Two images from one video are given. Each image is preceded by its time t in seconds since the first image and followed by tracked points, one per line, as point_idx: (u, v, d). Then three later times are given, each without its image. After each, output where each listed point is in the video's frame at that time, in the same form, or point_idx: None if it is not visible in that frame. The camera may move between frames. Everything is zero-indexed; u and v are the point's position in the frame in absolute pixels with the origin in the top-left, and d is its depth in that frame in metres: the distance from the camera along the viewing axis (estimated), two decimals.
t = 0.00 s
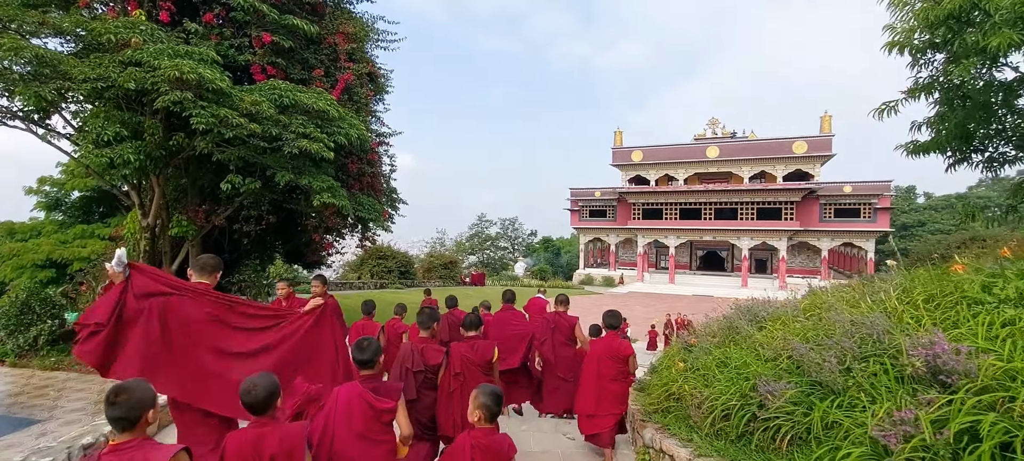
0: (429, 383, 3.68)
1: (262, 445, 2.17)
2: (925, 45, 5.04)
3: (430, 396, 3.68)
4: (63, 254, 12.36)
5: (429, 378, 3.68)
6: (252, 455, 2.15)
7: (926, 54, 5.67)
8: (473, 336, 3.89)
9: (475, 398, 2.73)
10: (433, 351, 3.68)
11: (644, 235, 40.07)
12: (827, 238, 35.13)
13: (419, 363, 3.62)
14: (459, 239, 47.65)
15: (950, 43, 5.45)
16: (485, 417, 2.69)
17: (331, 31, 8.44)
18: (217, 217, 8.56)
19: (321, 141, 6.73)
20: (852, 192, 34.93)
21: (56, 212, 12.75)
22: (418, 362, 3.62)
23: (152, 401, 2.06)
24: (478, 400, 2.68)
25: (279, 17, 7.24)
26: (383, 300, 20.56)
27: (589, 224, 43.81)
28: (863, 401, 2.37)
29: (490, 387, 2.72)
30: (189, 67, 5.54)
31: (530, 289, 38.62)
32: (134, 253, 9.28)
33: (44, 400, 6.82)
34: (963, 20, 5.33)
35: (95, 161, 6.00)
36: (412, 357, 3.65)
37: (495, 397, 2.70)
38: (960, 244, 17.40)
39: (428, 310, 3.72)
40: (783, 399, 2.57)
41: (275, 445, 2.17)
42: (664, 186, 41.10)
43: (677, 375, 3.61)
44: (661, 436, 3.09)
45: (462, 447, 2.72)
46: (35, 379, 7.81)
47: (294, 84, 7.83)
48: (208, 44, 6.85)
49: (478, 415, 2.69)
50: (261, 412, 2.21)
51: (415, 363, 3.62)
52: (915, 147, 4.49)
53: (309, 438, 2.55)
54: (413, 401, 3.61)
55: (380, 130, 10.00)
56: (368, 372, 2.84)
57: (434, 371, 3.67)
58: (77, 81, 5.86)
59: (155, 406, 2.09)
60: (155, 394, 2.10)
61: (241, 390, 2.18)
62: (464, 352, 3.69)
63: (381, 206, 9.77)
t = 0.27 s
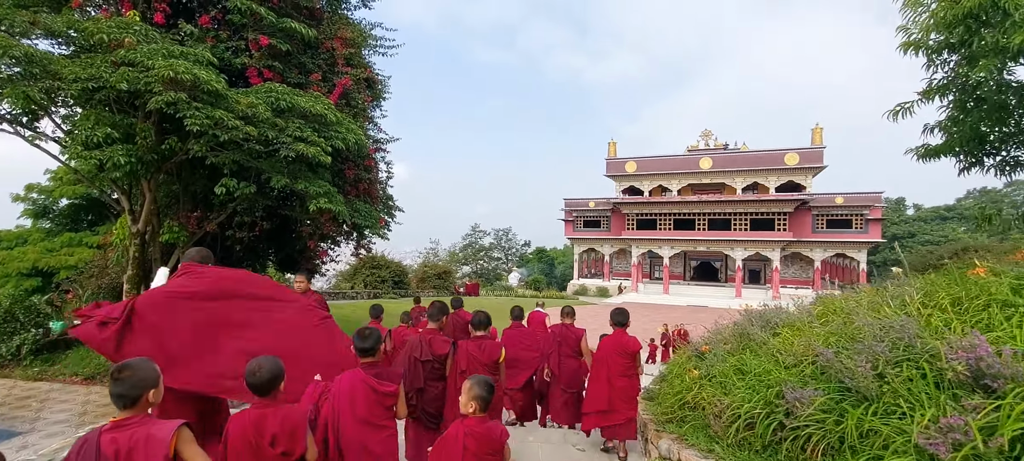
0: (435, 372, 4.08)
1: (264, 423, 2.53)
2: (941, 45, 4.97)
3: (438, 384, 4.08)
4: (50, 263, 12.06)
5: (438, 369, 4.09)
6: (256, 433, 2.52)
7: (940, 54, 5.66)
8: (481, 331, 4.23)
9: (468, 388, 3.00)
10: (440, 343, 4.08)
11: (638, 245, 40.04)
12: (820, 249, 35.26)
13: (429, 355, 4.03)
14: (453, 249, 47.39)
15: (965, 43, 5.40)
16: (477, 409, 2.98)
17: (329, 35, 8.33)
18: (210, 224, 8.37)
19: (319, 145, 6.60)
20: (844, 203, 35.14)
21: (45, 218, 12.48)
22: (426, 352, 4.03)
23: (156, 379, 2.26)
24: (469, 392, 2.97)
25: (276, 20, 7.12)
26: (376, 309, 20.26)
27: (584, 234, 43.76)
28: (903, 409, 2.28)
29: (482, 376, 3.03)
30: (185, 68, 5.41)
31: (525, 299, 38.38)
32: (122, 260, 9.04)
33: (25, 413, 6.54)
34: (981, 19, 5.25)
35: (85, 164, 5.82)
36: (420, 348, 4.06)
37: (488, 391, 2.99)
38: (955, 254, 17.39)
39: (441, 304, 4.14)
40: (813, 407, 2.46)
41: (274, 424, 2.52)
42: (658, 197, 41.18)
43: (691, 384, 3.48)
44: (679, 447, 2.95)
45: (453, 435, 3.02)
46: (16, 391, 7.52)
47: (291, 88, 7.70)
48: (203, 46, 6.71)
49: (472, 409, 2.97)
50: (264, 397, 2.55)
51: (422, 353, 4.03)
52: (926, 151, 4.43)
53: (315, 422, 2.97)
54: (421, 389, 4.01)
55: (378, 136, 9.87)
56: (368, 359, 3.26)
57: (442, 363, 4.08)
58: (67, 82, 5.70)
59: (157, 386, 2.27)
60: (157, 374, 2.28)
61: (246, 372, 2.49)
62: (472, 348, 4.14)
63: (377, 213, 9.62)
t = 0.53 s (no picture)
0: (432, 368, 4.07)
1: (251, 417, 2.43)
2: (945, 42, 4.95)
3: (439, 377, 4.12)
4: (24, 266, 11.61)
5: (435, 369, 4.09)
6: (243, 427, 2.41)
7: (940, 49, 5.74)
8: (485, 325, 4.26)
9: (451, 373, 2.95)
10: (437, 338, 4.06)
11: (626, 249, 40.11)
12: (804, 252, 35.66)
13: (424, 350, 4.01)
14: (441, 252, 47.03)
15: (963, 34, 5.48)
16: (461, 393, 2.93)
17: (318, 31, 8.14)
18: (193, 224, 8.09)
19: (309, 141, 6.42)
20: (827, 207, 35.58)
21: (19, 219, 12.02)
22: (423, 347, 4.03)
23: (166, 375, 2.20)
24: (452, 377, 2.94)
25: (264, 12, 6.91)
26: (362, 314, 19.91)
27: (571, 238, 43.73)
28: (934, 409, 2.20)
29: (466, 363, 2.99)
30: (170, 59, 5.20)
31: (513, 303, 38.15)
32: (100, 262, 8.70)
33: None
34: (991, 13, 5.23)
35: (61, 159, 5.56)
36: (418, 343, 4.06)
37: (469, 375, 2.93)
38: (936, 256, 17.61)
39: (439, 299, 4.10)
40: (835, 407, 2.37)
41: (263, 417, 2.43)
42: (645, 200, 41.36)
43: (700, 385, 3.37)
44: (691, 452, 2.83)
45: (444, 426, 2.94)
46: None
47: (278, 84, 7.49)
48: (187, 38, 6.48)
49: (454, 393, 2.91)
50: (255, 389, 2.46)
51: (419, 348, 4.04)
52: (927, 149, 4.41)
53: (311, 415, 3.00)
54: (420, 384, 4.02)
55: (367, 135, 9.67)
56: (361, 349, 3.21)
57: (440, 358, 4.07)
58: (43, 74, 5.44)
59: (169, 383, 2.22)
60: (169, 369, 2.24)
61: (239, 363, 2.43)
62: (478, 339, 4.20)
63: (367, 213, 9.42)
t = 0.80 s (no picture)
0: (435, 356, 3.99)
1: (252, 402, 2.35)
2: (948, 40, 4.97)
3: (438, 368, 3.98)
4: None
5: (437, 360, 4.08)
6: (244, 410, 2.33)
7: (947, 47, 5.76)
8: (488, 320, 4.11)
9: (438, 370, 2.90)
10: (439, 325, 4.03)
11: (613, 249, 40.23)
12: (788, 252, 36.06)
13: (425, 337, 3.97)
14: (428, 252, 46.72)
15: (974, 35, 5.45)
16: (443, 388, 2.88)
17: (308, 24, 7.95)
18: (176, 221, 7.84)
19: (298, 136, 6.24)
20: (810, 208, 36.06)
21: None
22: (424, 335, 3.98)
23: (195, 357, 2.07)
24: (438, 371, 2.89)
25: (251, 3, 6.72)
26: (348, 314, 19.62)
27: (559, 238, 43.73)
28: (961, 407, 2.15)
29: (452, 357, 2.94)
30: (153, 48, 5.00)
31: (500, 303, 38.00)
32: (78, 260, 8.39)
33: None
34: (996, 10, 5.23)
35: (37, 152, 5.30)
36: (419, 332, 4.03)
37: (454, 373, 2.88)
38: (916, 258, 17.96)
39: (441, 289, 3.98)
40: (856, 406, 2.30)
41: (267, 403, 2.37)
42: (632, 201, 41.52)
43: (708, 384, 3.29)
44: (703, 453, 2.75)
45: (431, 420, 2.83)
46: None
47: (267, 77, 7.29)
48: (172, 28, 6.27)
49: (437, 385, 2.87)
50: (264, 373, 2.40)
51: (420, 336, 3.99)
52: (928, 148, 4.44)
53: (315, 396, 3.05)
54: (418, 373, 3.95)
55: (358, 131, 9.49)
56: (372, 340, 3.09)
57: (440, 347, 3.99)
58: (18, 61, 5.19)
59: (196, 365, 2.09)
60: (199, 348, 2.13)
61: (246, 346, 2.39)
62: (477, 332, 3.91)
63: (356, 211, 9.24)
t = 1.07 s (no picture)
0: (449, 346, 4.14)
1: (282, 387, 2.55)
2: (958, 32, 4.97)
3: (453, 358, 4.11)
4: None
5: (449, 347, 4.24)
6: (273, 394, 2.53)
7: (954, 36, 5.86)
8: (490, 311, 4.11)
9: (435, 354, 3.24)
10: (451, 318, 4.18)
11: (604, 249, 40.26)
12: (777, 251, 36.32)
13: (440, 329, 4.11)
14: (418, 253, 46.41)
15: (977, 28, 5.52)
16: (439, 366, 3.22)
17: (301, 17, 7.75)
18: (165, 219, 7.61)
19: (293, 131, 6.09)
20: (798, 208, 36.36)
21: None
22: (439, 326, 4.13)
23: (221, 340, 2.10)
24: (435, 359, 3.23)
25: None
26: (338, 316, 19.34)
27: (550, 238, 43.68)
28: (1006, 399, 2.11)
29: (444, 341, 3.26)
30: (142, 39, 4.81)
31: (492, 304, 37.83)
32: (63, 260, 8.11)
33: None
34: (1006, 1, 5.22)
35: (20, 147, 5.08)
36: (434, 322, 4.18)
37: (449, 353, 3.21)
38: (903, 256, 18.12)
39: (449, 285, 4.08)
40: (893, 399, 2.24)
41: (295, 389, 2.57)
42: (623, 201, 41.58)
43: (726, 380, 3.21)
44: (727, 450, 2.68)
45: (424, 399, 3.17)
46: None
47: (260, 71, 7.10)
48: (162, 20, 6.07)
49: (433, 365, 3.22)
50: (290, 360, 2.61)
51: (436, 327, 4.14)
52: (939, 141, 4.45)
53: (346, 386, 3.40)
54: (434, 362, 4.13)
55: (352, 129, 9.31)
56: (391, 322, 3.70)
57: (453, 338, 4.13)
58: None
59: (219, 349, 2.09)
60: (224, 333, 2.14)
61: (276, 334, 2.59)
62: (484, 321, 4.00)
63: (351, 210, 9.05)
